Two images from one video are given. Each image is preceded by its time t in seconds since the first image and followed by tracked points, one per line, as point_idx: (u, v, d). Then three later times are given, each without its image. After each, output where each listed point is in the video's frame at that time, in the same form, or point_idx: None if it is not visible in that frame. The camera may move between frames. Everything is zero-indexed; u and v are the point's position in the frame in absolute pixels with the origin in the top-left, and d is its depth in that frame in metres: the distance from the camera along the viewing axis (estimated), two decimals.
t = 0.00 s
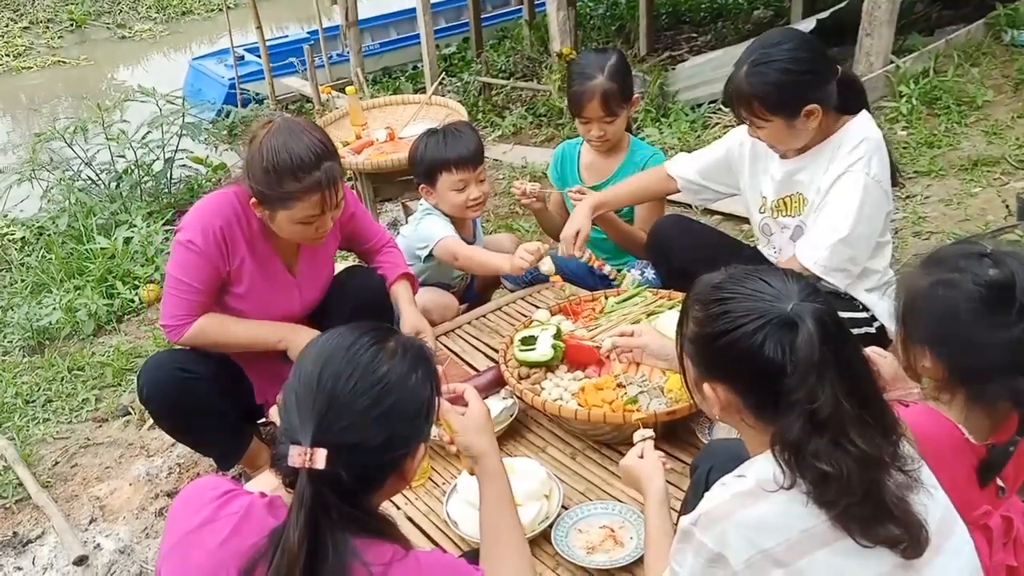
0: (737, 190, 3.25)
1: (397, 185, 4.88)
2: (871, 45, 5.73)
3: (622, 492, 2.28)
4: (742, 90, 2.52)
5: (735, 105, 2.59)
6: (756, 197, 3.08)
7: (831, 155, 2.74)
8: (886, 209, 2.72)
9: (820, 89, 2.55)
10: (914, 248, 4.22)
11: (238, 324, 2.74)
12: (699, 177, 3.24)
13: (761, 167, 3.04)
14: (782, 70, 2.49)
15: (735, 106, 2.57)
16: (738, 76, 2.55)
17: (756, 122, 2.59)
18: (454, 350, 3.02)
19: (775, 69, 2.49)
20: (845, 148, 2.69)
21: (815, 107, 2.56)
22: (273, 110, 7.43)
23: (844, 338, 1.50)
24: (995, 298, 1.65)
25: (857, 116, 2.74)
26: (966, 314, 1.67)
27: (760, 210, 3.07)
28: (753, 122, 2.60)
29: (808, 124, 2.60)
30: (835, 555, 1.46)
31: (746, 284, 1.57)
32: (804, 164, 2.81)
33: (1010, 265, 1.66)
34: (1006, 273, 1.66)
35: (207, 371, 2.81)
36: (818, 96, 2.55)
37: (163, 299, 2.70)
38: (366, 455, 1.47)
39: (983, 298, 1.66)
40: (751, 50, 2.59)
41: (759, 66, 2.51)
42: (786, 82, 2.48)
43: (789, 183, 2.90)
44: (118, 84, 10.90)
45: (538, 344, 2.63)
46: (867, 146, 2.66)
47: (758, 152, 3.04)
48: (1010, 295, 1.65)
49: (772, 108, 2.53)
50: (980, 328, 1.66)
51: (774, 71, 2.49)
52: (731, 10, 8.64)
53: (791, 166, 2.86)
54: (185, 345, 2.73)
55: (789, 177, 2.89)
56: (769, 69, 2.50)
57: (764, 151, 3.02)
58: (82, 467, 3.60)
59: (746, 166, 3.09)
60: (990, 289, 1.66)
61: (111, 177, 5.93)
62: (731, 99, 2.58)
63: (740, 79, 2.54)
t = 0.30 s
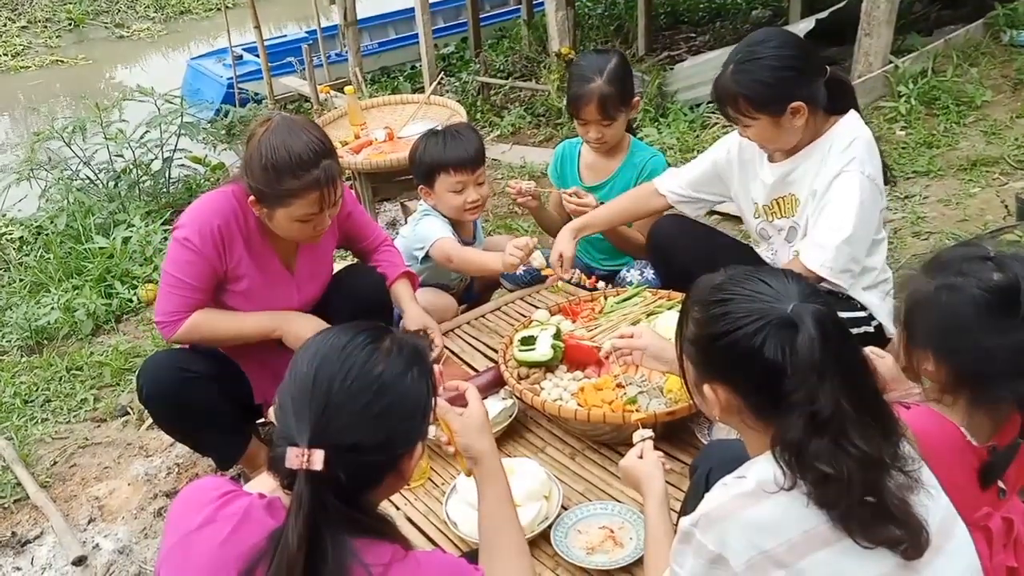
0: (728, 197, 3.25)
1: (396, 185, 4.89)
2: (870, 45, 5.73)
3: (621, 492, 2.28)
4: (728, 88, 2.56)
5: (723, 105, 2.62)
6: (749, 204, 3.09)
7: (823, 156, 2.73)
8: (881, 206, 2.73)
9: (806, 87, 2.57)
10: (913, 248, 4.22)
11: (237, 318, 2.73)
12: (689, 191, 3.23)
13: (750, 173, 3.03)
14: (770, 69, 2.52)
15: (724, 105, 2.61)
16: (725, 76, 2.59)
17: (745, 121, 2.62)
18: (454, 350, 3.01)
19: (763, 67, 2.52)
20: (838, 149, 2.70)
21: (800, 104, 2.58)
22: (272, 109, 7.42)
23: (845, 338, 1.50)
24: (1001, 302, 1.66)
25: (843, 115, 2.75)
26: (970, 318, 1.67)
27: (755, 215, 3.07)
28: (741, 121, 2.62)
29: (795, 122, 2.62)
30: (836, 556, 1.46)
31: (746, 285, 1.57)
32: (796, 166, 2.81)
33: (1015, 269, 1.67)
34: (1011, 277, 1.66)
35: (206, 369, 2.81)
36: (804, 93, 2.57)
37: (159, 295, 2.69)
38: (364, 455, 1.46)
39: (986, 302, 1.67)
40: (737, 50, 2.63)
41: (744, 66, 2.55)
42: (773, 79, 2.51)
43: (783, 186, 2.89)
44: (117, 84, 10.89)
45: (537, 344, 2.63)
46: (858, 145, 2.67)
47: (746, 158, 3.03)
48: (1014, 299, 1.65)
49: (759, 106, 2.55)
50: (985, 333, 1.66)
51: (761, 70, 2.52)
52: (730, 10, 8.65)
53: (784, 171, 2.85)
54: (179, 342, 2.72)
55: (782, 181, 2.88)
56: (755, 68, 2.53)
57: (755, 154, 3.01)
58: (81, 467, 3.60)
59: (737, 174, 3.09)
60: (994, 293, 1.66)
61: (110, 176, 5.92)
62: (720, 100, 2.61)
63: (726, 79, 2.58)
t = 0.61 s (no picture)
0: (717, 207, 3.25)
1: (394, 187, 4.89)
2: (867, 47, 5.74)
3: (620, 495, 2.27)
4: (713, 84, 2.58)
5: (708, 104, 2.64)
6: (736, 212, 3.10)
7: (811, 160, 2.74)
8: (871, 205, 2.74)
9: (792, 88, 2.58)
10: (910, 250, 4.23)
11: (234, 317, 2.72)
12: (675, 205, 3.25)
13: (735, 183, 3.04)
14: (757, 67, 2.54)
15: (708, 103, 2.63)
16: (710, 75, 2.61)
17: (729, 119, 2.63)
18: (451, 352, 3.01)
19: (750, 64, 2.54)
20: (824, 151, 2.70)
21: (783, 104, 2.58)
22: (269, 110, 7.41)
23: (844, 340, 1.50)
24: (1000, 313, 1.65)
25: (825, 117, 2.76)
26: (971, 328, 1.67)
27: (744, 224, 3.08)
28: (726, 119, 2.63)
29: (777, 122, 2.62)
30: (836, 559, 1.46)
31: (745, 288, 1.57)
32: (783, 171, 2.82)
33: (1017, 280, 1.66)
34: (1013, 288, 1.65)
35: (203, 371, 2.80)
36: (787, 93, 2.57)
37: (153, 294, 2.68)
38: (357, 459, 1.46)
39: (988, 312, 1.66)
40: (724, 50, 2.64)
41: (730, 63, 2.57)
42: (760, 77, 2.53)
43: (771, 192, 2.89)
44: (113, 84, 10.87)
45: (536, 346, 2.62)
46: (845, 146, 2.68)
47: (731, 167, 3.05)
48: (1015, 311, 1.65)
49: (743, 102, 2.56)
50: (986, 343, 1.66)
51: (748, 67, 2.54)
52: (727, 11, 8.66)
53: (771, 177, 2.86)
54: (173, 341, 2.71)
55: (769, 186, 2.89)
56: (742, 64, 2.55)
57: (740, 162, 3.02)
58: (77, 469, 3.58)
59: (723, 184, 3.10)
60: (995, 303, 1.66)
61: (106, 177, 5.91)
62: (704, 98, 2.64)
63: (713, 76, 2.59)
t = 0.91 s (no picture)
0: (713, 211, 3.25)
1: (391, 189, 4.88)
2: (864, 49, 5.76)
3: (619, 499, 2.27)
4: (710, 88, 2.58)
5: (705, 109, 2.63)
6: (733, 217, 3.10)
7: (820, 171, 2.73)
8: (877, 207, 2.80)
9: (787, 89, 2.58)
10: (907, 252, 4.22)
11: (232, 321, 2.71)
12: (674, 209, 3.24)
13: (732, 187, 3.04)
14: (751, 69, 2.53)
15: (706, 107, 2.62)
16: (705, 79, 2.61)
17: (727, 123, 2.62)
18: (450, 355, 3.00)
19: (746, 67, 2.54)
20: (830, 161, 2.71)
21: (779, 106, 2.58)
22: (266, 112, 7.41)
23: (845, 343, 1.49)
24: (1007, 321, 1.65)
25: (826, 125, 2.77)
26: (977, 337, 1.67)
27: (742, 228, 3.08)
28: (724, 124, 2.63)
29: (774, 125, 2.61)
30: (837, 564, 1.46)
31: (745, 292, 1.56)
32: (789, 180, 2.80)
33: (1022, 288, 1.66)
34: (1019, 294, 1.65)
35: (201, 375, 2.79)
36: (783, 95, 2.57)
37: (152, 297, 2.66)
38: (357, 466, 1.45)
39: (994, 320, 1.66)
40: (719, 54, 2.64)
41: (725, 66, 2.57)
42: (755, 79, 2.52)
43: (771, 197, 2.89)
44: (109, 85, 10.85)
45: (534, 349, 2.61)
46: (853, 158, 2.69)
47: (728, 171, 3.04)
48: (1020, 319, 1.65)
49: (740, 105, 2.55)
50: (993, 352, 1.65)
51: (744, 69, 2.54)
52: (723, 13, 8.67)
53: (771, 183, 2.85)
54: (172, 345, 2.69)
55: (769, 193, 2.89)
56: (738, 67, 2.55)
57: (737, 166, 3.01)
58: (73, 473, 3.57)
59: (718, 188, 3.10)
60: (1001, 312, 1.65)
61: (102, 178, 5.90)
62: (702, 102, 2.63)
63: (708, 80, 2.59)
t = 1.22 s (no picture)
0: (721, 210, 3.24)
1: (388, 192, 4.88)
2: (860, 52, 5.78)
3: (617, 503, 2.26)
4: (734, 95, 2.52)
5: (728, 115, 2.57)
6: (739, 217, 3.07)
7: (836, 183, 2.70)
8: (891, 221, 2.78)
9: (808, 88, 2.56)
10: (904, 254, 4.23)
11: (236, 333, 2.70)
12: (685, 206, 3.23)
13: (740, 186, 3.00)
14: (774, 70, 2.50)
15: (730, 111, 2.55)
16: (726, 84, 2.55)
17: (750, 128, 2.57)
18: (448, 359, 2.99)
19: (768, 68, 2.50)
20: (846, 172, 2.68)
21: (806, 105, 2.56)
22: (262, 114, 7.40)
23: (843, 347, 1.50)
24: (1006, 328, 1.65)
25: (844, 137, 2.75)
26: (978, 344, 1.66)
27: (744, 229, 3.05)
28: (750, 130, 2.57)
29: (800, 125, 2.59)
30: (837, 569, 1.45)
31: (744, 296, 1.57)
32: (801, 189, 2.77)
33: (1019, 293, 1.66)
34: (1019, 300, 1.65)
35: (201, 380, 2.77)
36: (806, 95, 2.55)
37: (159, 304, 2.66)
38: (360, 474, 1.45)
39: (994, 326, 1.65)
40: (735, 59, 2.58)
41: (749, 70, 2.52)
42: (776, 81, 2.49)
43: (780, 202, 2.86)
44: (105, 87, 10.83)
45: (531, 353, 2.61)
46: (872, 171, 2.66)
47: (739, 171, 3.01)
48: (1019, 325, 1.64)
49: (767, 109, 2.51)
50: (992, 358, 1.65)
51: (766, 72, 2.50)
52: (719, 15, 8.68)
53: (782, 187, 2.82)
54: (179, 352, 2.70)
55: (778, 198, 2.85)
56: (763, 70, 2.50)
57: (747, 166, 2.97)
58: (69, 477, 3.56)
59: (727, 187, 3.07)
60: (1000, 318, 1.65)
61: (98, 181, 5.88)
62: (724, 108, 2.56)
63: (730, 86, 2.53)
